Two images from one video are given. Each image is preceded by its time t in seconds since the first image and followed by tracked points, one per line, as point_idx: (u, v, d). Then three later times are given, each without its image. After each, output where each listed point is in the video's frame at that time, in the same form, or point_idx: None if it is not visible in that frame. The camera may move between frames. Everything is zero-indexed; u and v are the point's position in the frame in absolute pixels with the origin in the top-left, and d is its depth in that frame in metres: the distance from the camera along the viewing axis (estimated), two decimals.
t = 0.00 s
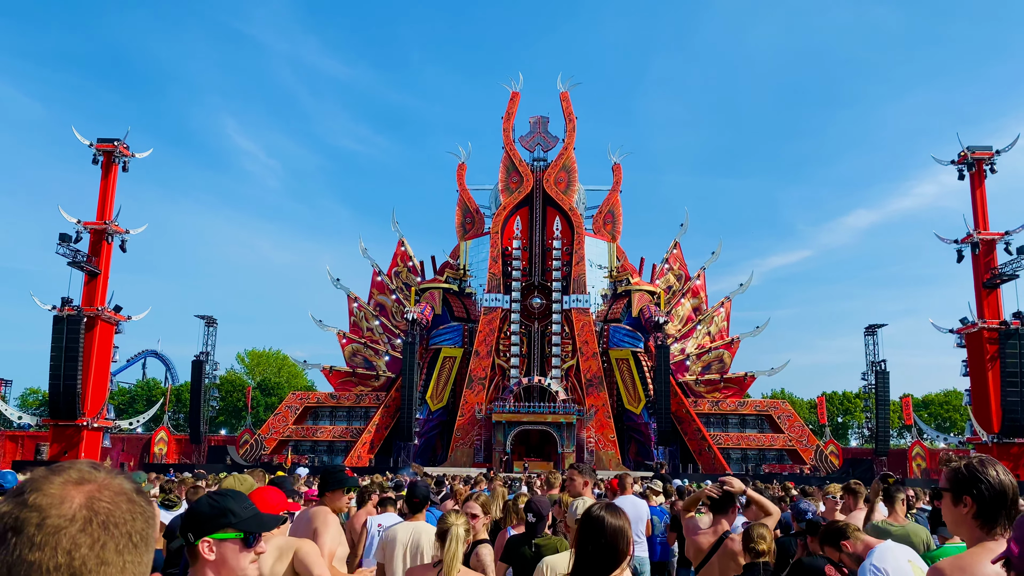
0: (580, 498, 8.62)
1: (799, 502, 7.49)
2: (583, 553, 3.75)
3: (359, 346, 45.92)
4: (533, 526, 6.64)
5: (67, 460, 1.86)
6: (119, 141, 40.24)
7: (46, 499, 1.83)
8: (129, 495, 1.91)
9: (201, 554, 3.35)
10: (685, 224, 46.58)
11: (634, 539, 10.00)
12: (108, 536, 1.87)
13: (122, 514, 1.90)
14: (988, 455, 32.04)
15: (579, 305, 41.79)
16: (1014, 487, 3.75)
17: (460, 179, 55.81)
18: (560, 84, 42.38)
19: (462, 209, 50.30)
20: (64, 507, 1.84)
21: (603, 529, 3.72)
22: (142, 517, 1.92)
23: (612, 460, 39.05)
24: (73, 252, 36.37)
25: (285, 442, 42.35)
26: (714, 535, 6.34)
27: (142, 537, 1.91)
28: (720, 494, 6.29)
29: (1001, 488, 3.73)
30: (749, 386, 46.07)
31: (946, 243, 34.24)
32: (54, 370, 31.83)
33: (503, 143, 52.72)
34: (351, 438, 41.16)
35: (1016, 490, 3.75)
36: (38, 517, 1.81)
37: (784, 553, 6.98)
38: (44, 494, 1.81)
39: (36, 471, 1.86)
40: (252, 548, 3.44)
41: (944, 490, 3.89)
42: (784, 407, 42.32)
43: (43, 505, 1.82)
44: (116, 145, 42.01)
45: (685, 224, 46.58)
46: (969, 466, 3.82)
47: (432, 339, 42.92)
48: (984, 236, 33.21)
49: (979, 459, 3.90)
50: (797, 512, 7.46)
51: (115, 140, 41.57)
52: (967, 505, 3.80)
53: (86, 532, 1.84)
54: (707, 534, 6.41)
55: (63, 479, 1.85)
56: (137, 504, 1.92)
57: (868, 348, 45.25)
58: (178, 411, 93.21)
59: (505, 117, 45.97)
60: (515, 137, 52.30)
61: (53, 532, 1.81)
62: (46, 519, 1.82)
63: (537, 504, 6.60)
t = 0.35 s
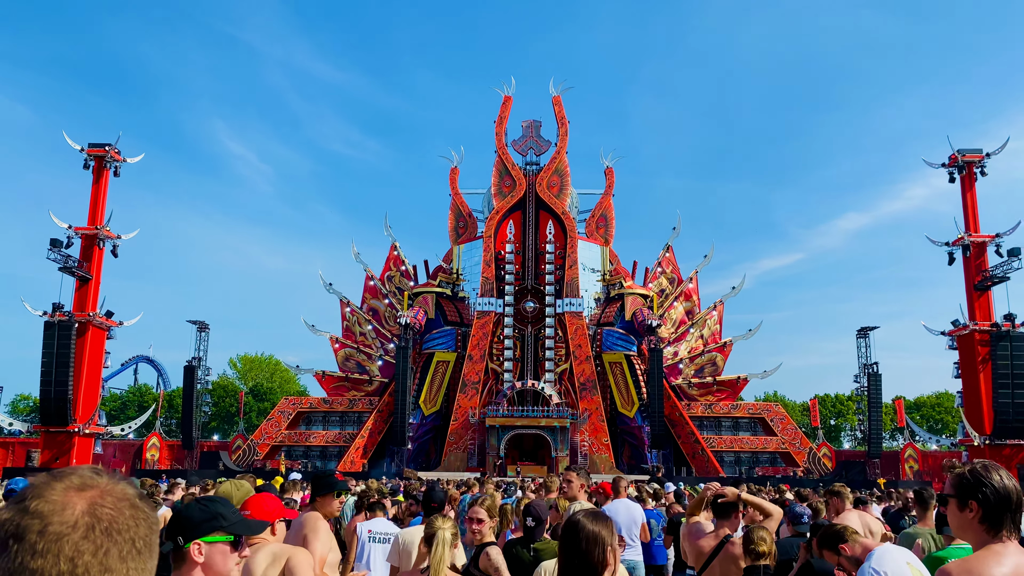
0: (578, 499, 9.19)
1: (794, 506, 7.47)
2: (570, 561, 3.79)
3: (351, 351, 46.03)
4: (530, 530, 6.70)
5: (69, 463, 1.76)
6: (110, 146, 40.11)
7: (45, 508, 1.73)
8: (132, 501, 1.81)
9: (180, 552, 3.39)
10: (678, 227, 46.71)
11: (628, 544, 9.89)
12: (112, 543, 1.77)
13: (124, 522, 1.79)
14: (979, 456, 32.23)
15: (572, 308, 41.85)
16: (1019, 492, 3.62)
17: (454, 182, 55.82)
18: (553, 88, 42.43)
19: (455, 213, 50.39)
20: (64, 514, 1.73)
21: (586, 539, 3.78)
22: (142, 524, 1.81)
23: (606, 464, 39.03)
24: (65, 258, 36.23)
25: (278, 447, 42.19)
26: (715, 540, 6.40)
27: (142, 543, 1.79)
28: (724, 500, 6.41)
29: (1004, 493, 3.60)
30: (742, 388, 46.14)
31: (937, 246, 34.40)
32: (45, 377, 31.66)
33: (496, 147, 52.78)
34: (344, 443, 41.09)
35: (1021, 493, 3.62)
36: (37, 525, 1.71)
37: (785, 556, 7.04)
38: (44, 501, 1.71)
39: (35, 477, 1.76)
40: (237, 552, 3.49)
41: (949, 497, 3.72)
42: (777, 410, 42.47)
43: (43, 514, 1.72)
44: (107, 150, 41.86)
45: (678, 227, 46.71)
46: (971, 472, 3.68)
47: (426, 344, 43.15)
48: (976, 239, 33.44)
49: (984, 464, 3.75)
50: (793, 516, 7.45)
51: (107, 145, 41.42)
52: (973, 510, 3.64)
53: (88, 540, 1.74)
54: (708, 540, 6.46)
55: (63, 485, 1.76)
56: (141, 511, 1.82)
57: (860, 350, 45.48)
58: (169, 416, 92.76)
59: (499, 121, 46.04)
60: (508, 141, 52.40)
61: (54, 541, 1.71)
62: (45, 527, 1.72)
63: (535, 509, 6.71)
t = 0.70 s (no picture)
0: (570, 498, 9.68)
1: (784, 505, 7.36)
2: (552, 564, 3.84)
3: (346, 352, 46.03)
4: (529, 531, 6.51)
5: (49, 469, 1.82)
6: (102, 147, 40.00)
7: (26, 510, 1.79)
8: (110, 504, 1.86)
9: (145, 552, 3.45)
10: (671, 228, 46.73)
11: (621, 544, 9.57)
12: (92, 547, 1.83)
13: (105, 524, 1.86)
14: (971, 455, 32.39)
15: (567, 309, 41.79)
16: (1005, 494, 3.62)
17: (448, 183, 55.84)
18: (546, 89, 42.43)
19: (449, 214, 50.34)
20: (43, 517, 1.79)
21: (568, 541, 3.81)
22: (126, 526, 1.87)
23: (600, 464, 39.10)
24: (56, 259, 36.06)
25: (272, 449, 42.00)
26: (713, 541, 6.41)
27: (119, 543, 1.86)
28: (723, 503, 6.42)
29: (990, 495, 3.58)
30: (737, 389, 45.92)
31: (929, 246, 34.45)
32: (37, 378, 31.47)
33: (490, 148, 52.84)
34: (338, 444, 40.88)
35: (1006, 496, 3.61)
36: (16, 529, 1.77)
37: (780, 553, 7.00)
38: (23, 505, 1.77)
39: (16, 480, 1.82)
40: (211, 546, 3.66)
41: (935, 496, 3.72)
42: (771, 410, 42.53)
43: (22, 516, 1.78)
44: (100, 151, 41.73)
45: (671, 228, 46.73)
46: (958, 472, 3.67)
47: (420, 345, 42.91)
48: (967, 239, 33.53)
49: (973, 465, 3.75)
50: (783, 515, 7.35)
51: (99, 146, 41.30)
52: (958, 511, 3.63)
53: (67, 544, 1.81)
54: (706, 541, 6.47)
55: (42, 488, 1.81)
56: (119, 513, 1.87)
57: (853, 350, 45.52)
58: (163, 418, 92.23)
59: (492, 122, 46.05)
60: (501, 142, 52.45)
61: (34, 542, 1.77)
62: (24, 530, 1.78)
63: (535, 510, 6.61)
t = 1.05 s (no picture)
0: (562, 493, 9.60)
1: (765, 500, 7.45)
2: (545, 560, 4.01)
3: (341, 350, 45.90)
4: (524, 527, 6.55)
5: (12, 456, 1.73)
6: (96, 145, 39.86)
7: None
8: (75, 492, 1.79)
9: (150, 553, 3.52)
10: (666, 225, 46.78)
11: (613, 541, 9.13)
12: (53, 534, 1.75)
13: (69, 512, 1.78)
14: (965, 451, 32.55)
15: (562, 306, 41.68)
16: (952, 486, 3.63)
17: (443, 180, 55.80)
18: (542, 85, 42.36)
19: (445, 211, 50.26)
20: (6, 506, 1.71)
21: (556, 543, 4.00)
22: (91, 513, 1.80)
23: (596, 461, 39.04)
24: (51, 258, 35.97)
25: (268, 446, 41.91)
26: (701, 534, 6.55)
27: (88, 536, 1.78)
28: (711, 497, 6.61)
29: (942, 487, 3.60)
30: (732, 385, 46.13)
31: (923, 243, 34.53)
32: (32, 376, 31.38)
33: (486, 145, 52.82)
34: (334, 442, 40.85)
35: (954, 487, 3.62)
36: None
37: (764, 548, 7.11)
38: None
39: None
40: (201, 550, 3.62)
41: (889, 494, 3.69)
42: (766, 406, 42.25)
43: None
44: (94, 148, 41.60)
45: (667, 225, 46.77)
46: (910, 467, 3.64)
47: (416, 342, 43.01)
48: (962, 236, 33.61)
49: (920, 459, 3.72)
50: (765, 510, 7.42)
51: (94, 143, 41.18)
52: (918, 506, 3.58)
53: (30, 531, 1.72)
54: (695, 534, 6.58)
55: (5, 477, 1.73)
56: (85, 502, 1.80)
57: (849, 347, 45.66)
58: (160, 416, 92.02)
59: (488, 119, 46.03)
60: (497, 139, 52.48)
61: None
62: None
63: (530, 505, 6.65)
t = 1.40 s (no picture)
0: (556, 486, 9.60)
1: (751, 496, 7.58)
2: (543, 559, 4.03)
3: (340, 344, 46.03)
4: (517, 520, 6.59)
5: None
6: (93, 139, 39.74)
7: None
8: (43, 483, 1.70)
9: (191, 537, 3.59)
10: (665, 218, 46.80)
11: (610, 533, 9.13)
12: (18, 526, 1.65)
13: (35, 504, 1.68)
14: (964, 444, 32.64)
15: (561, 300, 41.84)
16: (895, 475, 3.88)
17: (441, 174, 55.74)
18: (540, 78, 42.27)
19: (443, 205, 50.21)
20: None
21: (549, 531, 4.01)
22: (60, 502, 1.70)
23: (595, 455, 38.94)
24: (49, 253, 35.91)
25: (267, 441, 41.91)
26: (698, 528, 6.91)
27: (57, 528, 1.69)
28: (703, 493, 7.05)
29: (885, 474, 3.84)
30: (730, 378, 46.23)
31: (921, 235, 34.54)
32: (30, 372, 31.34)
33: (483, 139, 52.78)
34: (334, 436, 40.98)
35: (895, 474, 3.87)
36: None
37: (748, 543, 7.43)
38: None
39: None
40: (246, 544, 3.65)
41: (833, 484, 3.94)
42: (765, 399, 42.33)
43: None
44: (91, 143, 41.50)
45: (665, 218, 46.80)
46: (855, 457, 3.90)
47: (415, 337, 43.21)
48: (960, 228, 33.67)
49: (864, 447, 4.00)
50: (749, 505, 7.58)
51: (91, 138, 41.06)
52: (862, 495, 3.84)
53: None
54: (691, 528, 6.95)
55: None
56: (54, 494, 1.71)
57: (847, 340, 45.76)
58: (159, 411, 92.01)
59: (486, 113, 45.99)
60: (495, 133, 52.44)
61: None
62: None
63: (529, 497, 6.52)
